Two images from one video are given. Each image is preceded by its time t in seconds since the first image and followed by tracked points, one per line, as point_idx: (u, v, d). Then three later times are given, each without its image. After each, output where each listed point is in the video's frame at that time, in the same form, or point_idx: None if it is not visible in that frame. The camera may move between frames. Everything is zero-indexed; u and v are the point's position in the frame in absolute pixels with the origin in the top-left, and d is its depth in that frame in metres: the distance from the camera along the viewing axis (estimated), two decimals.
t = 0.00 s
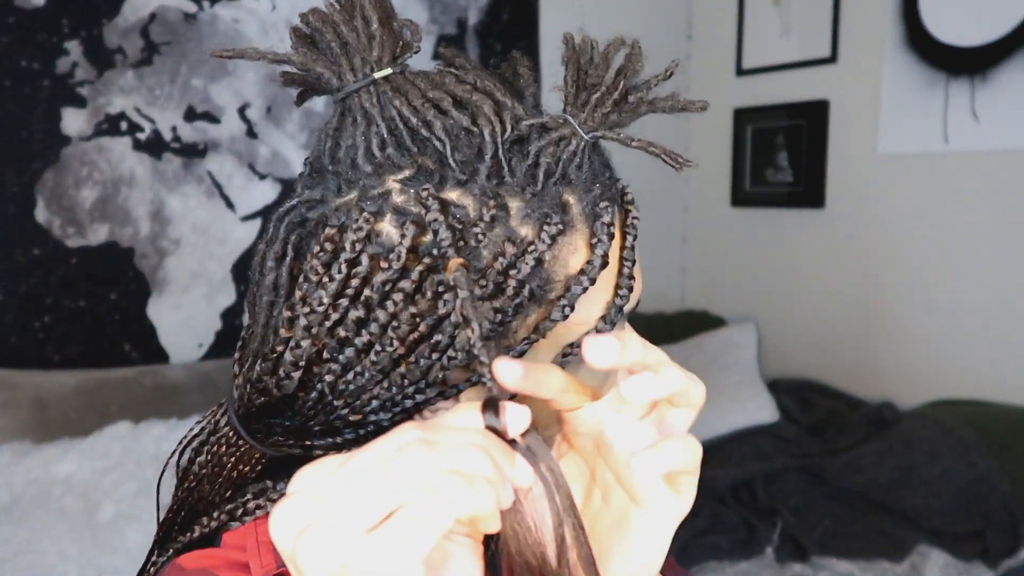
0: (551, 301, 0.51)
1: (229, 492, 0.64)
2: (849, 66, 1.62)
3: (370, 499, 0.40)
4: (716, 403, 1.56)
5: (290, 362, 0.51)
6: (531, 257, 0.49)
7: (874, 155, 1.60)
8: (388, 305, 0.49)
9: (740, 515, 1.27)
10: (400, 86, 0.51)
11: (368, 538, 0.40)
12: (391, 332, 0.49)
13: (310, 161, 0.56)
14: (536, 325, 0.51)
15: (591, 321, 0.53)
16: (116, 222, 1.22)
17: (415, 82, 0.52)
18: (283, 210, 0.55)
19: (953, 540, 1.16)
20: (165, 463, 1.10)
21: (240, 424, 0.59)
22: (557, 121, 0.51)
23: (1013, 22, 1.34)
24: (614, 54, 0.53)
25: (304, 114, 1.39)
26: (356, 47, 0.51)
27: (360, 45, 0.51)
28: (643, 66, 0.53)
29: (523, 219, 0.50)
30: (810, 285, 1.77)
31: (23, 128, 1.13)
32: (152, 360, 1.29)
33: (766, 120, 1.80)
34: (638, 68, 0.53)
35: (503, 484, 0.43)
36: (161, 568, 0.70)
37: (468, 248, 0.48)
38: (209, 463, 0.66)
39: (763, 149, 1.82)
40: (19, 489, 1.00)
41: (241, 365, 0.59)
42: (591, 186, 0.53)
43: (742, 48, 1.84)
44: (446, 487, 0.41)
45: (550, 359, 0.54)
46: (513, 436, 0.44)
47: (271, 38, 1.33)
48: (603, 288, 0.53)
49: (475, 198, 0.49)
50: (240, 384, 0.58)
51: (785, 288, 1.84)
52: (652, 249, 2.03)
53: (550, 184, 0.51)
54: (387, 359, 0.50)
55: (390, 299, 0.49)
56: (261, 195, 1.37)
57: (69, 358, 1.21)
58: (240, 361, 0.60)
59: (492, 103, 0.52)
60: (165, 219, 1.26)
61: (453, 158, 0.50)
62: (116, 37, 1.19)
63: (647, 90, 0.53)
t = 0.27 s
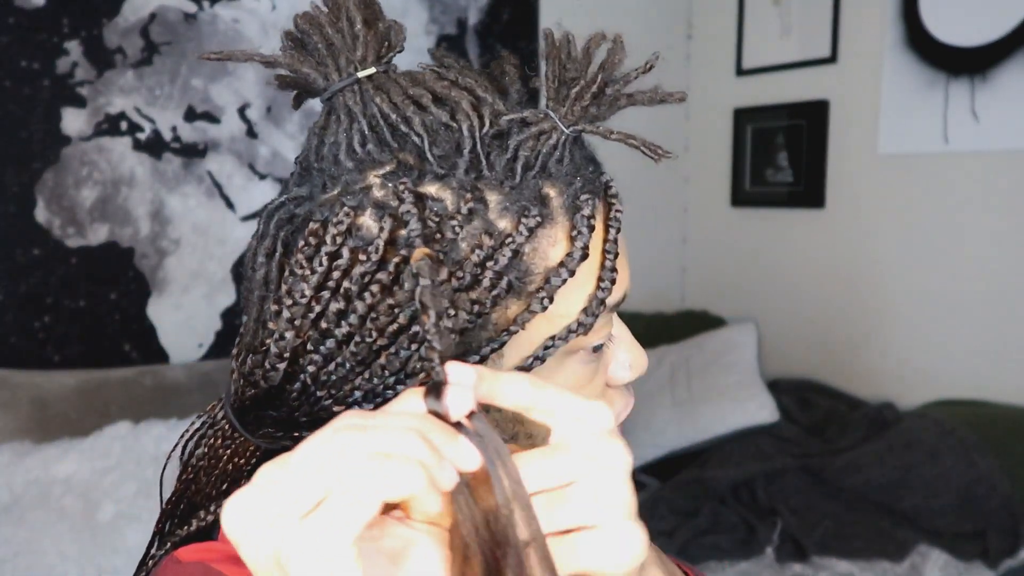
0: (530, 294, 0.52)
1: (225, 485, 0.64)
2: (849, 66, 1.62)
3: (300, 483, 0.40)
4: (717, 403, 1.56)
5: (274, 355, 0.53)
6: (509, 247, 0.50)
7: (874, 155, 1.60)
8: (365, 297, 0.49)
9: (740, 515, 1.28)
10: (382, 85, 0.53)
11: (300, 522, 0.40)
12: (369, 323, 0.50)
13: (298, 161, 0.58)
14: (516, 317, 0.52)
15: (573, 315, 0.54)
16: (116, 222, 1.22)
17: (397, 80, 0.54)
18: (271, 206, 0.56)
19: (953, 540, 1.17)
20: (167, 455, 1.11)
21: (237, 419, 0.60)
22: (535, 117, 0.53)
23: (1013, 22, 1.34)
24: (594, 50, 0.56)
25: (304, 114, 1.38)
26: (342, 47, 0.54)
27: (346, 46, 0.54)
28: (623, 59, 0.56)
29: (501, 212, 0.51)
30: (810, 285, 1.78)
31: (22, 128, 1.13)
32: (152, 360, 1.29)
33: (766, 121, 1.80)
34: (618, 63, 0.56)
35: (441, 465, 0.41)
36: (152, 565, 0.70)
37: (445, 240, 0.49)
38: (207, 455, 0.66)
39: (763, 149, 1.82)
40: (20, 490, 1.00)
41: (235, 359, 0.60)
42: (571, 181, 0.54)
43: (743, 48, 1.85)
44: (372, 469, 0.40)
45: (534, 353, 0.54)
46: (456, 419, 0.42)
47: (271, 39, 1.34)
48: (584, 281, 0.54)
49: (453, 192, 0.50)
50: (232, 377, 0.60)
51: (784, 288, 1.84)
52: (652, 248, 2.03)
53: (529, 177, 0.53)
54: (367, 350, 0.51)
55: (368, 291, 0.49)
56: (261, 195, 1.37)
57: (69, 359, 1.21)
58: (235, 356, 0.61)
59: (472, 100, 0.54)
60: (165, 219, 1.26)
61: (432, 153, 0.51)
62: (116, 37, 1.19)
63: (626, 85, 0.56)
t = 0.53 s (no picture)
0: (509, 293, 0.52)
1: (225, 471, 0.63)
2: (849, 66, 1.62)
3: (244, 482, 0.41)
4: (717, 403, 1.56)
5: (261, 345, 0.55)
6: (487, 246, 0.51)
7: (874, 155, 1.60)
8: (344, 291, 0.51)
9: (740, 515, 1.28)
10: (375, 86, 0.54)
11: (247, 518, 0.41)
12: (348, 317, 0.51)
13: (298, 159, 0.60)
14: (494, 315, 0.53)
15: (554, 316, 0.54)
16: (116, 222, 1.22)
17: (390, 81, 0.54)
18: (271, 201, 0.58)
19: (953, 541, 1.16)
20: (178, 441, 1.12)
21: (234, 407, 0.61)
22: (523, 119, 0.54)
23: (1013, 22, 1.34)
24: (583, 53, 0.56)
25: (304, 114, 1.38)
26: (338, 50, 0.55)
27: (342, 48, 0.55)
28: (611, 62, 0.56)
29: (483, 212, 0.52)
30: (810, 285, 1.78)
31: (22, 128, 1.13)
32: (152, 360, 1.29)
33: (767, 121, 1.80)
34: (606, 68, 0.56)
35: (386, 454, 0.42)
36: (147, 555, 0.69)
37: (423, 237, 0.50)
38: (207, 443, 0.66)
39: (763, 148, 1.82)
40: (20, 490, 1.00)
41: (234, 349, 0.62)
42: (557, 183, 0.54)
43: (743, 48, 1.84)
44: (310, 460, 0.41)
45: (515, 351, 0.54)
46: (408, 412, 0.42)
47: (271, 39, 1.34)
48: (566, 283, 0.54)
49: (435, 190, 0.51)
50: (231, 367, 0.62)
51: (784, 288, 1.84)
52: (652, 248, 2.03)
53: (512, 177, 0.53)
54: (347, 343, 0.52)
55: (348, 284, 0.51)
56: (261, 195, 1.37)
57: (69, 359, 1.21)
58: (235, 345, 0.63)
59: (461, 102, 0.54)
60: (165, 219, 1.26)
61: (416, 152, 0.52)
62: (116, 37, 1.19)
63: (614, 88, 0.56)
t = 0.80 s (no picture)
0: (504, 293, 0.52)
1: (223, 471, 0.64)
2: (849, 66, 1.62)
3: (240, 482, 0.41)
4: (717, 403, 1.56)
5: (259, 346, 0.55)
6: (481, 246, 0.51)
7: (874, 155, 1.60)
8: (340, 292, 0.51)
9: (740, 515, 1.28)
10: (370, 89, 0.54)
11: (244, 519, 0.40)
12: (345, 318, 0.51)
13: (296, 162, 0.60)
14: (489, 315, 0.52)
15: (548, 315, 0.54)
16: (116, 222, 1.22)
17: (385, 84, 0.55)
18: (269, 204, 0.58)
19: (953, 541, 1.16)
20: (177, 444, 1.13)
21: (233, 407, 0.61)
22: (517, 121, 0.54)
23: (1013, 22, 1.34)
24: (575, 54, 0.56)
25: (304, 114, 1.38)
26: (334, 53, 0.55)
27: (337, 51, 0.55)
28: (603, 62, 0.57)
29: (478, 212, 0.52)
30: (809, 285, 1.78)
31: (22, 127, 1.13)
32: (152, 360, 1.29)
33: (766, 121, 1.80)
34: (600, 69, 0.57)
35: (382, 455, 0.43)
36: (146, 555, 0.70)
37: (418, 237, 0.51)
38: (206, 445, 0.67)
39: (764, 148, 1.81)
40: (20, 490, 1.00)
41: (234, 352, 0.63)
42: (551, 183, 0.55)
43: (743, 48, 1.84)
44: (307, 458, 0.41)
45: (511, 351, 0.54)
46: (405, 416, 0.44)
47: (271, 39, 1.34)
48: (561, 282, 0.54)
49: (430, 191, 0.51)
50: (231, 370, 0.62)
51: (784, 288, 1.84)
52: (652, 248, 2.03)
53: (506, 177, 0.54)
54: (343, 344, 0.52)
55: (344, 286, 0.51)
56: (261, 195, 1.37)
57: (69, 359, 1.21)
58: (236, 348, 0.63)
59: (455, 104, 0.55)
60: (165, 219, 1.26)
61: (411, 154, 0.53)
62: (116, 37, 1.19)
63: (607, 89, 0.57)
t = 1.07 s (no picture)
0: (502, 292, 0.53)
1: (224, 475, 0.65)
2: (849, 66, 1.62)
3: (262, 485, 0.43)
4: (717, 403, 1.56)
5: (259, 350, 0.55)
6: (480, 247, 0.51)
7: (874, 155, 1.60)
8: (340, 295, 0.51)
9: (740, 515, 1.28)
10: (366, 92, 0.54)
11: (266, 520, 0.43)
12: (345, 321, 0.52)
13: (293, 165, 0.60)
14: (489, 314, 0.53)
15: (547, 314, 0.54)
16: (116, 222, 1.22)
17: (380, 86, 0.55)
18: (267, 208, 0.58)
19: (953, 541, 1.16)
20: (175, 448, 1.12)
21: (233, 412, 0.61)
22: (513, 120, 0.54)
23: (1014, 22, 1.34)
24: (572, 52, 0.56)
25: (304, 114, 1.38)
26: (329, 56, 0.55)
27: (332, 54, 0.55)
28: (598, 60, 0.56)
29: (475, 212, 0.52)
30: (809, 285, 1.78)
31: (22, 127, 1.13)
32: (152, 360, 1.29)
33: (766, 121, 1.80)
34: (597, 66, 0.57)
35: (396, 458, 0.45)
36: (145, 557, 0.70)
37: (417, 239, 0.51)
38: (206, 449, 0.68)
39: (764, 148, 1.81)
40: (20, 490, 1.00)
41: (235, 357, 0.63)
42: (548, 181, 0.55)
43: (743, 48, 1.84)
44: (324, 461, 0.43)
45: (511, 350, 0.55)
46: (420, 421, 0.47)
47: (271, 39, 1.34)
48: (559, 281, 0.54)
49: (427, 192, 0.52)
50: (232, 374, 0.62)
51: (784, 288, 1.84)
52: (652, 247, 2.03)
53: (503, 177, 0.54)
54: (344, 346, 0.53)
55: (343, 289, 0.51)
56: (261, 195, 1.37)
57: (69, 359, 1.21)
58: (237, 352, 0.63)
59: (451, 105, 0.55)
60: (165, 219, 1.26)
61: (407, 155, 0.53)
62: (116, 37, 1.19)
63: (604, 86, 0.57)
